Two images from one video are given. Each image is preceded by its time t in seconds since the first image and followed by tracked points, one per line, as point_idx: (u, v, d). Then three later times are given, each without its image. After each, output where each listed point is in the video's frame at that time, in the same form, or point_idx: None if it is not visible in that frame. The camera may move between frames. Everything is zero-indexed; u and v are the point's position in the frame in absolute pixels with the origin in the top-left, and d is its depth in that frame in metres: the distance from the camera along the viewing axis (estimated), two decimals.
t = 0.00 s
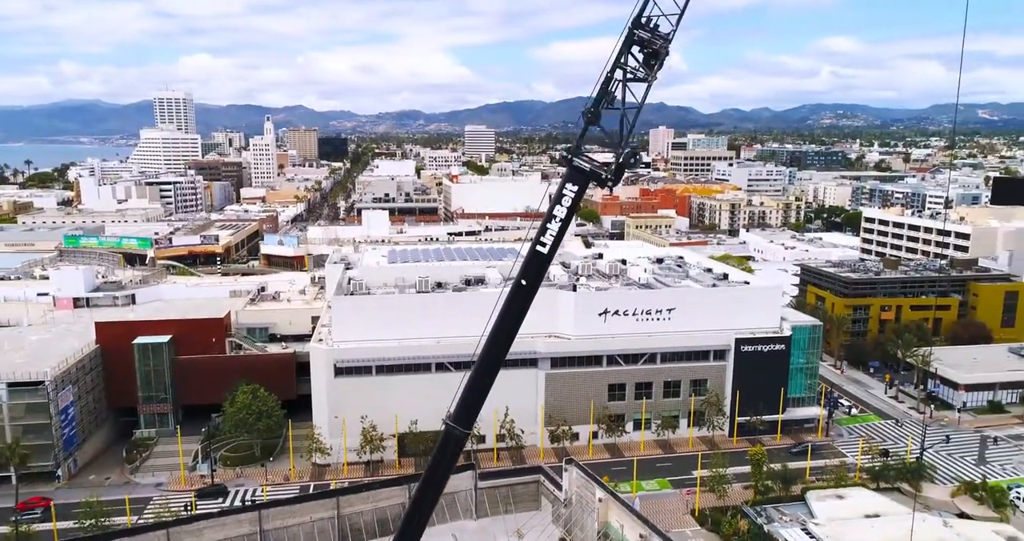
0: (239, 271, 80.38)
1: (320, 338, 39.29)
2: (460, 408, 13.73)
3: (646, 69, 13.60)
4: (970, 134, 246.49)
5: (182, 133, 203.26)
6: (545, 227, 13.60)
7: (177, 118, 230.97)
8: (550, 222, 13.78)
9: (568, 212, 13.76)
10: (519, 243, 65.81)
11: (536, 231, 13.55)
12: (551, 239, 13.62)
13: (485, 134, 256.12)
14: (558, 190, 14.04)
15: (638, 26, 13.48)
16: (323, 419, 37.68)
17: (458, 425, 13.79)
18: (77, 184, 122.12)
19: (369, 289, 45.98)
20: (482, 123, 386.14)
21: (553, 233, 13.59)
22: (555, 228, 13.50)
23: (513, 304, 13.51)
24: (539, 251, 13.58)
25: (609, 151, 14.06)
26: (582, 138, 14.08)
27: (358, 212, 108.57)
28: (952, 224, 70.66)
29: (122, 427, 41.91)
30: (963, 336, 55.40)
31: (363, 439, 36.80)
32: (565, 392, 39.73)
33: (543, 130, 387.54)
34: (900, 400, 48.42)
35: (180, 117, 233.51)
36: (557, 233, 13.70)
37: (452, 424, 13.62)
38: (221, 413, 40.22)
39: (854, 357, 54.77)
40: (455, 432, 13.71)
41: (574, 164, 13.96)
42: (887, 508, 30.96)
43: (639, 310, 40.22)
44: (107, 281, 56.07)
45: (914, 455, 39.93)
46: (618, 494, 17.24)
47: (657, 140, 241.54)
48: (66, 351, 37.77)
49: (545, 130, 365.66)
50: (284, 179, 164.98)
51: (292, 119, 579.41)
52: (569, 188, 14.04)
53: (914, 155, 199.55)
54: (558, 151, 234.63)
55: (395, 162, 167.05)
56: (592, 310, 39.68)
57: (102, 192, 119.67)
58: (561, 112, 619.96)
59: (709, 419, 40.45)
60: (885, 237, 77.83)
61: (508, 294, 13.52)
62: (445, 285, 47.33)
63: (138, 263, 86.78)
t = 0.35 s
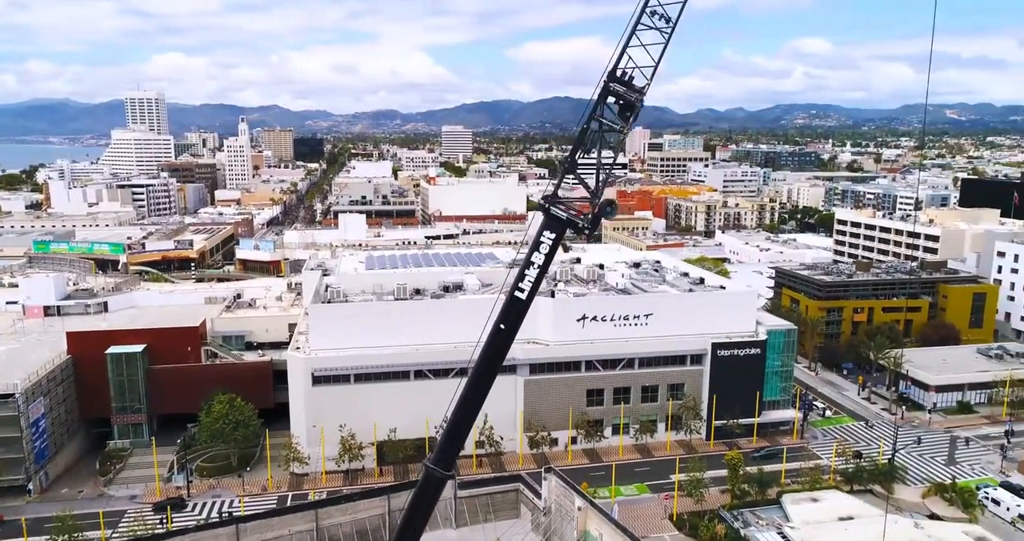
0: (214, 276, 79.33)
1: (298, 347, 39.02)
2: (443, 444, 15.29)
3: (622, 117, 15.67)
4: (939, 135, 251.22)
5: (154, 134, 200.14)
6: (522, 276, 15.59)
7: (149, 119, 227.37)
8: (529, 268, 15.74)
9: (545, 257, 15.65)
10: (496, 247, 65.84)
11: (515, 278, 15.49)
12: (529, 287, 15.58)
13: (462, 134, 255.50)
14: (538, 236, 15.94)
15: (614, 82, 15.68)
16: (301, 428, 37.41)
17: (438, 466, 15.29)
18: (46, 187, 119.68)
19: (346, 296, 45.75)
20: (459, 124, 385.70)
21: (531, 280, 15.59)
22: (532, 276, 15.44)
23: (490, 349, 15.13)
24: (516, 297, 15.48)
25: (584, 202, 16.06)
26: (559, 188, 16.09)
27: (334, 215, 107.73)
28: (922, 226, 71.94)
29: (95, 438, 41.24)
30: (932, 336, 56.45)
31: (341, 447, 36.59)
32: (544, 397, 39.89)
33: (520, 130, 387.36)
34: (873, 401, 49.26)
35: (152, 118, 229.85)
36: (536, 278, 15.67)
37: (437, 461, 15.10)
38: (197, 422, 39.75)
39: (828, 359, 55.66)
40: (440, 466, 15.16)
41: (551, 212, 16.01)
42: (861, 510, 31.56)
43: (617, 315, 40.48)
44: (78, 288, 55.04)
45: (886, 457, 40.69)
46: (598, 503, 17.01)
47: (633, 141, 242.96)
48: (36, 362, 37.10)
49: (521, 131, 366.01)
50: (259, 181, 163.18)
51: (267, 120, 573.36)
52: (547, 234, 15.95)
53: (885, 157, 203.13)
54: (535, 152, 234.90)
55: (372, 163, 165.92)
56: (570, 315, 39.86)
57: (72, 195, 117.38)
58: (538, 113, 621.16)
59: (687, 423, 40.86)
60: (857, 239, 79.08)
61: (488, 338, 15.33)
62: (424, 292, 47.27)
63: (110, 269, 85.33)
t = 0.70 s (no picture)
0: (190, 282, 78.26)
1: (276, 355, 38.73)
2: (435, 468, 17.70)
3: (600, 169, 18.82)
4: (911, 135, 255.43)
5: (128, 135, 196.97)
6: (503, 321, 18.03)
7: (123, 120, 223.71)
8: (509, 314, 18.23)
9: (524, 303, 18.28)
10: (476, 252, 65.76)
11: (496, 325, 17.81)
12: (508, 331, 18.01)
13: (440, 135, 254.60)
14: (519, 282, 18.33)
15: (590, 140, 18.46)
16: (279, 437, 37.11)
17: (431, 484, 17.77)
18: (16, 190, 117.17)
19: (325, 304, 45.53)
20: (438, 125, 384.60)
21: (512, 324, 17.98)
22: (511, 323, 17.70)
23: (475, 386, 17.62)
24: (498, 340, 17.87)
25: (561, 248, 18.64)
26: (538, 239, 18.49)
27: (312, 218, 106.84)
28: (895, 229, 73.19)
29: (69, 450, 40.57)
30: (905, 339, 57.45)
31: (321, 456, 36.37)
32: (524, 404, 40.04)
33: (500, 130, 387.36)
34: (847, 403, 50.09)
35: (125, 120, 226.17)
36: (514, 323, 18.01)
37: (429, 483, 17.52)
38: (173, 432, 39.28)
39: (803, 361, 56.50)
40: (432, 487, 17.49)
41: (532, 260, 18.30)
42: (837, 514, 32.12)
43: (596, 321, 40.72)
44: (51, 296, 54.05)
45: (861, 459, 41.39)
46: (578, 514, 17.09)
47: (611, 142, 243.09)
48: (8, 374, 36.45)
49: (500, 132, 365.89)
50: (235, 183, 161.29)
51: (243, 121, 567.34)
52: (527, 281, 18.31)
53: (859, 157, 206.17)
54: (514, 154, 234.88)
55: (350, 164, 164.74)
56: (550, 321, 40.02)
57: (43, 199, 115.10)
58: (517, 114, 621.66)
59: (666, 427, 41.24)
60: (831, 242, 80.25)
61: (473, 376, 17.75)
62: (403, 299, 47.21)
63: (82, 276, 83.89)
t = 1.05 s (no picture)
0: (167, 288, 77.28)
1: (256, 364, 38.47)
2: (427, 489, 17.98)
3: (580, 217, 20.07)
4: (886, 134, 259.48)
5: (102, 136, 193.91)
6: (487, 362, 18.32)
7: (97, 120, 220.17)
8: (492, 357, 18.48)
9: (506, 347, 18.47)
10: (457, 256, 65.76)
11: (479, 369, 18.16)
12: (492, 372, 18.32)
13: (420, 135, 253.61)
14: (501, 327, 18.56)
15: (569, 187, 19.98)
16: (260, 447, 36.88)
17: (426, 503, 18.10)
18: None
19: (304, 311, 45.25)
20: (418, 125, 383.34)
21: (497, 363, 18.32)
22: (494, 366, 18.20)
23: (461, 427, 17.76)
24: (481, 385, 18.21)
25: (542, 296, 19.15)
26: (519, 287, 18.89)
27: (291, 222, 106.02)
28: (870, 231, 74.36)
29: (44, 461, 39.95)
30: (881, 340, 58.25)
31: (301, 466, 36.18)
32: (505, 410, 40.18)
33: (480, 130, 387.12)
34: (824, 405, 50.77)
35: (100, 120, 222.69)
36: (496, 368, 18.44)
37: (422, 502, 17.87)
38: (152, 442, 38.85)
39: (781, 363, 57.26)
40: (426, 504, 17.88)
41: (514, 307, 18.60)
42: (814, 517, 32.61)
43: (577, 327, 40.91)
44: (23, 303, 53.18)
45: (838, 462, 41.97)
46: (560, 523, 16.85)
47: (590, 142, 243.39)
48: None
49: (480, 132, 365.63)
50: (213, 185, 159.51)
51: (221, 122, 561.48)
52: (508, 326, 18.60)
53: (835, 158, 208.97)
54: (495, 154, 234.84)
55: (329, 165, 163.61)
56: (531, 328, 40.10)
57: (15, 203, 112.99)
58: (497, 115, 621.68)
59: (647, 432, 41.51)
60: (808, 244, 81.32)
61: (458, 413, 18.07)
62: (384, 305, 47.14)
63: (56, 281, 82.56)
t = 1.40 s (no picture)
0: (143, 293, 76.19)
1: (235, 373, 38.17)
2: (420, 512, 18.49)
3: (560, 264, 20.28)
4: (860, 134, 263.49)
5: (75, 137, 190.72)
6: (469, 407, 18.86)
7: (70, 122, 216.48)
8: (475, 402, 19.02)
9: (489, 392, 19.03)
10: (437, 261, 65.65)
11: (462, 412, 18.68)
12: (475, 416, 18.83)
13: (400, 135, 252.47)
14: (483, 373, 19.05)
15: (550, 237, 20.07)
16: (239, 457, 36.57)
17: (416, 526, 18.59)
18: None
19: (284, 319, 44.97)
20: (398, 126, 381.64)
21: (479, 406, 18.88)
22: (477, 411, 18.67)
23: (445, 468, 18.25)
24: (463, 428, 18.68)
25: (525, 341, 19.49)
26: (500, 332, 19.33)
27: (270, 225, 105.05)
28: (846, 233, 75.47)
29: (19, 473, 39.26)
30: (857, 342, 59.12)
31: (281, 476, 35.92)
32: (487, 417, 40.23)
33: (460, 130, 386.45)
34: (802, 407, 51.44)
35: (73, 121, 218.92)
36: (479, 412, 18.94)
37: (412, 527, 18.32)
38: (129, 452, 38.38)
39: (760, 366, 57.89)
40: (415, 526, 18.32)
41: (496, 351, 19.07)
42: (792, 521, 33.13)
43: (558, 333, 41.08)
44: None
45: (815, 465, 42.60)
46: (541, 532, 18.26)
47: (570, 143, 243.72)
48: None
49: (461, 133, 364.89)
50: (189, 187, 157.52)
51: (198, 123, 554.84)
52: (491, 372, 19.10)
53: (811, 158, 211.75)
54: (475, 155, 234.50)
55: (307, 167, 162.44)
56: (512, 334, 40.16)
57: None
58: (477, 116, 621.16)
59: (626, 437, 41.75)
60: (785, 247, 82.29)
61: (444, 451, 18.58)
62: (365, 312, 47.00)
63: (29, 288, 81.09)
